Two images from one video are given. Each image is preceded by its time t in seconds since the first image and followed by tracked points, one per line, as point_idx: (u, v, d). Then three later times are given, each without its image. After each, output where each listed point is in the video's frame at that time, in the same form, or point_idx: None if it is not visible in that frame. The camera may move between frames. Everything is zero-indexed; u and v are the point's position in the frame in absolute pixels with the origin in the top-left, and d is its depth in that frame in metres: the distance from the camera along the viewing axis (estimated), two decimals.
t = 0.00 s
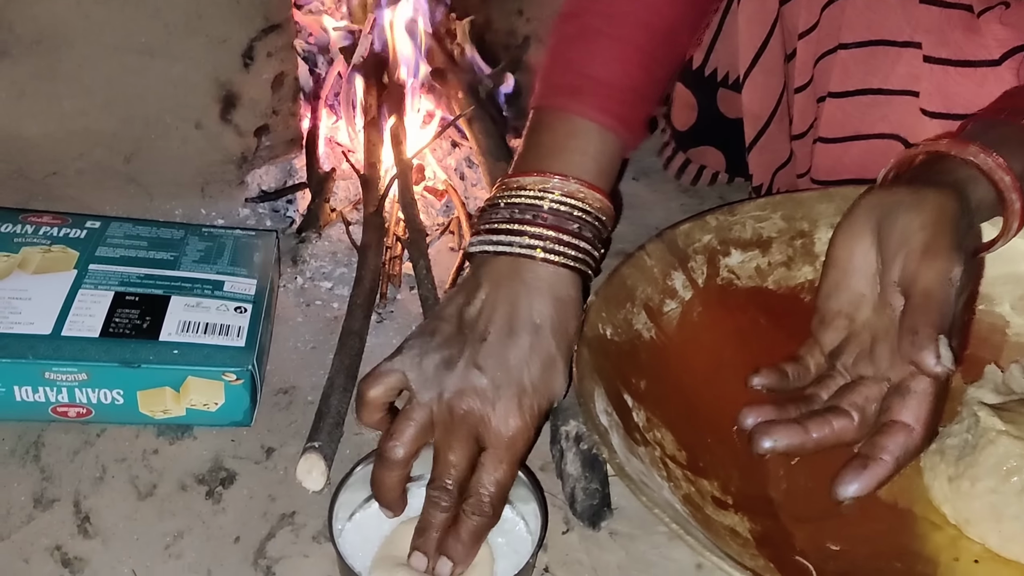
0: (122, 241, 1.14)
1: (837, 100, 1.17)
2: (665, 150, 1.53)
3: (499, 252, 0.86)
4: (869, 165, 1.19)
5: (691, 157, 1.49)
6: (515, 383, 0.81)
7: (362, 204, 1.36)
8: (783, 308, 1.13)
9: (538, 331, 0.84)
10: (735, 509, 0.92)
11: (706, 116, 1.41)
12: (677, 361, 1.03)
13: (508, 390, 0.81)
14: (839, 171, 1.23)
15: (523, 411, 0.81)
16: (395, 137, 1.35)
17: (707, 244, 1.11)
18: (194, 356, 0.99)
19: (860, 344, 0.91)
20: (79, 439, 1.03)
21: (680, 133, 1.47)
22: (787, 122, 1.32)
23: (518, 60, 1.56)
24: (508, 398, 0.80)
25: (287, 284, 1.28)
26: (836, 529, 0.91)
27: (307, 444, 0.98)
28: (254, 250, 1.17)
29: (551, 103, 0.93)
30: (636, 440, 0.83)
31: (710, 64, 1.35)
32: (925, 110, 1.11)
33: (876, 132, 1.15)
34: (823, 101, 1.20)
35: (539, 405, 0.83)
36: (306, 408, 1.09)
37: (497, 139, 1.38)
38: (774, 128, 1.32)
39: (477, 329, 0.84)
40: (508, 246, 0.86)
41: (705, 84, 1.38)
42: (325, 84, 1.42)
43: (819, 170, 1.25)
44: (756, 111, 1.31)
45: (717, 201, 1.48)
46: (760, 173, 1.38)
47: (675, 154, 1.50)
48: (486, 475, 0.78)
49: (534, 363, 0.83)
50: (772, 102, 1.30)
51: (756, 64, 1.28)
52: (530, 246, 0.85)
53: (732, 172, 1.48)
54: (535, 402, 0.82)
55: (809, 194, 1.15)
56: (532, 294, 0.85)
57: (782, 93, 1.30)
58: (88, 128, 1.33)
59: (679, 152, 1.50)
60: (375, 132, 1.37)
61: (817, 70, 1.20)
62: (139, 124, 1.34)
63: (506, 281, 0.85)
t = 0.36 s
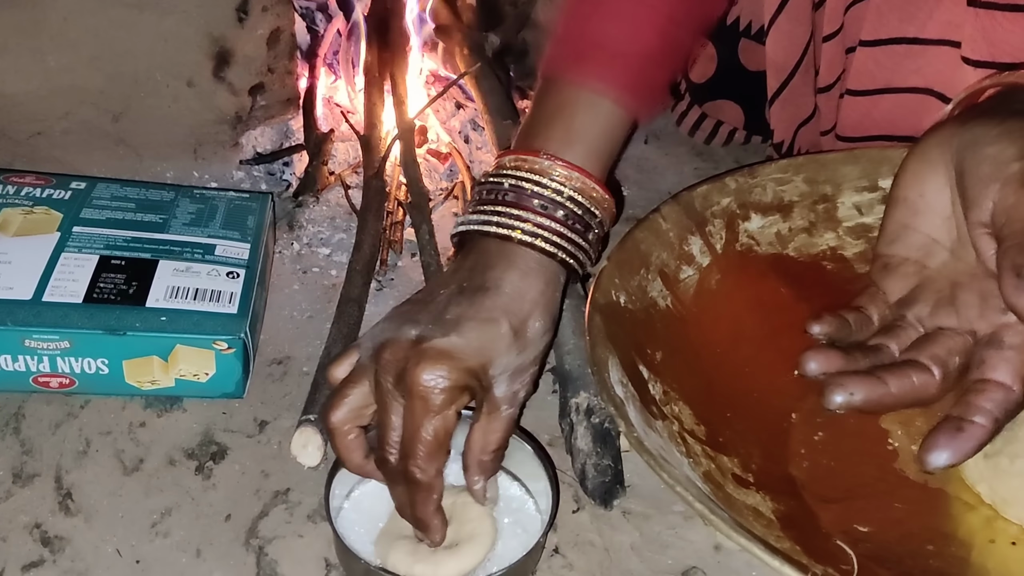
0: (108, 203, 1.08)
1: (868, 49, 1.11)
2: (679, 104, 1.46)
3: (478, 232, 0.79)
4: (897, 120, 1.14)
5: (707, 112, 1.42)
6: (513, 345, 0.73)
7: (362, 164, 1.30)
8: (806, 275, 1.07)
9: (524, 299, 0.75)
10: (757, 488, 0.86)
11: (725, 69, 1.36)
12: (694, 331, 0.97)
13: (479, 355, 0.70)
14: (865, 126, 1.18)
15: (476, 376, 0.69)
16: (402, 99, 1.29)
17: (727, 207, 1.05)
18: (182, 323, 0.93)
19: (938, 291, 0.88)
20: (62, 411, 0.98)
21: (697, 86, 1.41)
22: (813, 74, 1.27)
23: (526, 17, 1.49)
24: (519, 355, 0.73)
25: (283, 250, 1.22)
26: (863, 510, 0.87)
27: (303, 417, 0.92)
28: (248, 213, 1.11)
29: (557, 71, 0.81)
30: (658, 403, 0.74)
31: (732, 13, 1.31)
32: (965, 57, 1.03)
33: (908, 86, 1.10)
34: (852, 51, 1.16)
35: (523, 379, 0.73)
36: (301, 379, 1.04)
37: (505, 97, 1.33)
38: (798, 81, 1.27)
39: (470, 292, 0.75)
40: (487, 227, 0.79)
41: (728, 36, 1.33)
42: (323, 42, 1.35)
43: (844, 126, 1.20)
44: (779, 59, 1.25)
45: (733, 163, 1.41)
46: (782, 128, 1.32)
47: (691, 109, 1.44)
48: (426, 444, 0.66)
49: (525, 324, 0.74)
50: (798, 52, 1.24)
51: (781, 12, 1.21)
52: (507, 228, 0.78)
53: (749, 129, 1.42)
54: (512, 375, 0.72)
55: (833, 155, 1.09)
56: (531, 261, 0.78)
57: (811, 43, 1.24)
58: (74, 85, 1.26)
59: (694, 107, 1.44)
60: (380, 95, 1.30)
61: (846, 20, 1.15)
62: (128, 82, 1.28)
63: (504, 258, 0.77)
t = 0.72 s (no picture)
0: (87, 199, 1.02)
1: (883, 42, 1.04)
2: (685, 96, 1.39)
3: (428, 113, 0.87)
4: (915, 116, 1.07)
5: (715, 106, 1.36)
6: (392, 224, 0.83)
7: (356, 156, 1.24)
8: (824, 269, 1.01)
9: (401, 194, 0.85)
10: (778, 501, 0.81)
11: (731, 61, 1.29)
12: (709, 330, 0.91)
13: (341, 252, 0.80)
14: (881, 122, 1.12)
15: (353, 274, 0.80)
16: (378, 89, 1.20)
17: (741, 200, 0.98)
18: (166, 328, 0.88)
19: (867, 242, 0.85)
20: (38, 421, 0.93)
21: (702, 78, 1.34)
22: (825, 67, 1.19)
23: None
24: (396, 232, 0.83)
25: (274, 246, 1.17)
26: (890, 523, 0.81)
27: (296, 426, 0.88)
28: (234, 208, 1.05)
29: None
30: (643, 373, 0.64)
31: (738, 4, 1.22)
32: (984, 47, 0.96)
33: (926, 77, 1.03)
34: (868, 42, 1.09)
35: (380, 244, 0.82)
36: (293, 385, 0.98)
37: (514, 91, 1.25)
38: (808, 75, 1.18)
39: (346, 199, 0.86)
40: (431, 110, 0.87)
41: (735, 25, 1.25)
42: (314, 26, 1.24)
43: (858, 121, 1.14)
44: (790, 52, 1.16)
45: (744, 155, 1.35)
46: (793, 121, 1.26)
47: (697, 102, 1.37)
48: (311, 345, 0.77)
49: (386, 203, 0.84)
50: (810, 45, 1.15)
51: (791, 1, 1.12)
52: (450, 110, 0.86)
53: (759, 123, 1.36)
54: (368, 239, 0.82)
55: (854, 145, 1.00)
56: (422, 170, 0.86)
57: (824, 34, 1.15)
58: (53, 74, 1.21)
59: (702, 99, 1.37)
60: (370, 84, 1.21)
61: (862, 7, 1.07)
62: (109, 70, 1.22)
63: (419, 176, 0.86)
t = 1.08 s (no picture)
0: (85, 205, 1.00)
1: (898, 45, 1.02)
2: (693, 97, 1.37)
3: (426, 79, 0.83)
4: (930, 115, 1.06)
5: (725, 107, 1.34)
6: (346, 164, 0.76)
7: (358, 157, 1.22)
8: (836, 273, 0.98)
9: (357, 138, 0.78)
10: (794, 511, 0.80)
11: (742, 62, 1.26)
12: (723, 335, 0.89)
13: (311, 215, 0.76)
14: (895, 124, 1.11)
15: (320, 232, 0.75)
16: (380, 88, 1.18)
17: (752, 201, 0.94)
18: (167, 338, 0.86)
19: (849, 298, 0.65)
20: (40, 434, 0.92)
21: (711, 79, 1.32)
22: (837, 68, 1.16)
23: None
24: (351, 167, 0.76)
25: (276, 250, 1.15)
26: (906, 532, 0.79)
27: (300, 438, 0.86)
28: (236, 214, 1.03)
29: None
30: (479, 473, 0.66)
31: (749, 4, 1.18)
32: (999, 48, 0.93)
33: (941, 78, 1.01)
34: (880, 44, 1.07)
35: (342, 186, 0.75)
36: (297, 395, 0.98)
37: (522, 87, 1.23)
38: (821, 77, 1.17)
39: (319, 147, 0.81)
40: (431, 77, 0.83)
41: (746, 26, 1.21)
42: (314, 26, 1.22)
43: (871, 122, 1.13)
44: (803, 54, 1.14)
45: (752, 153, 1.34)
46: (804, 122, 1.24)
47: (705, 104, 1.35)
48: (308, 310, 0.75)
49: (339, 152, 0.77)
50: (822, 48, 1.13)
51: (803, 2, 1.09)
52: (452, 81, 0.83)
53: (769, 123, 1.34)
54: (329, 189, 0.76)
55: (866, 142, 0.94)
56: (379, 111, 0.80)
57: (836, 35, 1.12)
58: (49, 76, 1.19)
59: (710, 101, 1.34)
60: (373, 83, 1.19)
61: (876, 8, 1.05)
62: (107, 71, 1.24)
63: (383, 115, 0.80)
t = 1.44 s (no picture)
0: (77, 213, 0.99)
1: (898, 46, 1.00)
2: (693, 98, 1.36)
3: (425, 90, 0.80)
4: (931, 117, 1.04)
5: (724, 109, 1.32)
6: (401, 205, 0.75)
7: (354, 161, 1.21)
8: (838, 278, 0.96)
9: (412, 178, 0.76)
10: (799, 522, 0.78)
11: (741, 63, 1.25)
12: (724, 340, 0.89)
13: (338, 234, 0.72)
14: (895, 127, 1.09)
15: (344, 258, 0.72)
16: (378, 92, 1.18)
17: (753, 205, 0.93)
18: (158, 349, 0.85)
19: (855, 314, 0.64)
20: (31, 447, 0.91)
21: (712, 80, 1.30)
22: (838, 69, 1.15)
23: None
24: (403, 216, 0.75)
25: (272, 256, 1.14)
26: (911, 544, 0.78)
27: (294, 450, 0.85)
28: (230, 221, 1.02)
29: None
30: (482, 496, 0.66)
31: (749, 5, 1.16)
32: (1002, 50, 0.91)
33: (943, 79, 1.00)
34: (881, 46, 1.06)
35: (390, 230, 0.73)
36: (293, 404, 0.97)
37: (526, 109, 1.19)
38: (822, 78, 1.15)
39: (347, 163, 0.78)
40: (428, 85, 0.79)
41: (745, 29, 1.20)
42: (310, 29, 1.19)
43: (871, 125, 1.11)
44: (803, 57, 1.12)
45: (752, 155, 1.32)
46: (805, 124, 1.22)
47: (705, 105, 1.33)
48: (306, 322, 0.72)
49: (393, 186, 0.75)
50: (823, 49, 1.11)
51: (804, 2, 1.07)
52: (455, 88, 0.79)
53: (770, 124, 1.33)
54: (378, 227, 0.73)
55: (867, 145, 0.93)
56: (425, 149, 0.77)
57: (836, 36, 1.11)
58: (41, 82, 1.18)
59: (710, 103, 1.33)
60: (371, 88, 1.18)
61: (875, 9, 1.03)
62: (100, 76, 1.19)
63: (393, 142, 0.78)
